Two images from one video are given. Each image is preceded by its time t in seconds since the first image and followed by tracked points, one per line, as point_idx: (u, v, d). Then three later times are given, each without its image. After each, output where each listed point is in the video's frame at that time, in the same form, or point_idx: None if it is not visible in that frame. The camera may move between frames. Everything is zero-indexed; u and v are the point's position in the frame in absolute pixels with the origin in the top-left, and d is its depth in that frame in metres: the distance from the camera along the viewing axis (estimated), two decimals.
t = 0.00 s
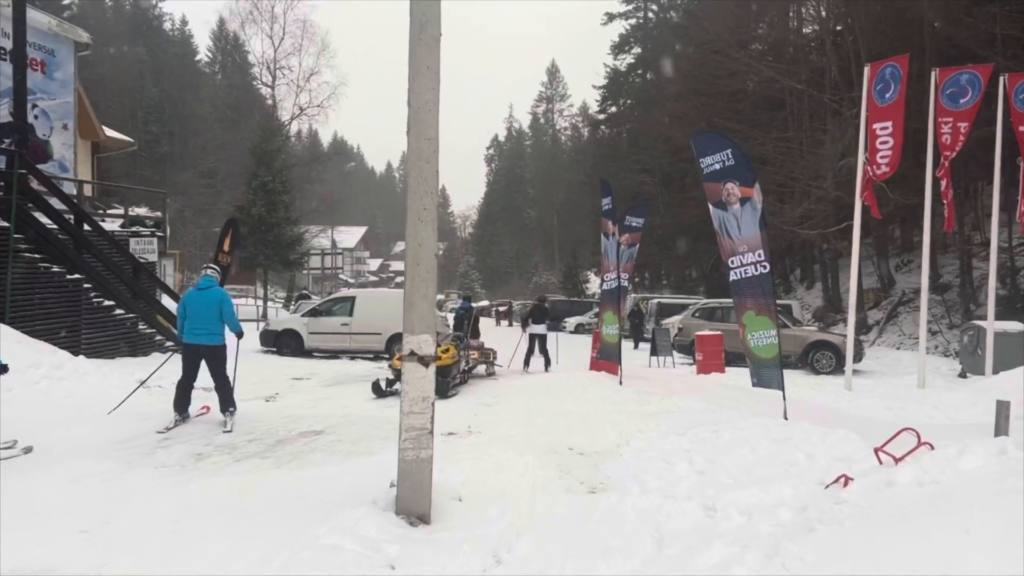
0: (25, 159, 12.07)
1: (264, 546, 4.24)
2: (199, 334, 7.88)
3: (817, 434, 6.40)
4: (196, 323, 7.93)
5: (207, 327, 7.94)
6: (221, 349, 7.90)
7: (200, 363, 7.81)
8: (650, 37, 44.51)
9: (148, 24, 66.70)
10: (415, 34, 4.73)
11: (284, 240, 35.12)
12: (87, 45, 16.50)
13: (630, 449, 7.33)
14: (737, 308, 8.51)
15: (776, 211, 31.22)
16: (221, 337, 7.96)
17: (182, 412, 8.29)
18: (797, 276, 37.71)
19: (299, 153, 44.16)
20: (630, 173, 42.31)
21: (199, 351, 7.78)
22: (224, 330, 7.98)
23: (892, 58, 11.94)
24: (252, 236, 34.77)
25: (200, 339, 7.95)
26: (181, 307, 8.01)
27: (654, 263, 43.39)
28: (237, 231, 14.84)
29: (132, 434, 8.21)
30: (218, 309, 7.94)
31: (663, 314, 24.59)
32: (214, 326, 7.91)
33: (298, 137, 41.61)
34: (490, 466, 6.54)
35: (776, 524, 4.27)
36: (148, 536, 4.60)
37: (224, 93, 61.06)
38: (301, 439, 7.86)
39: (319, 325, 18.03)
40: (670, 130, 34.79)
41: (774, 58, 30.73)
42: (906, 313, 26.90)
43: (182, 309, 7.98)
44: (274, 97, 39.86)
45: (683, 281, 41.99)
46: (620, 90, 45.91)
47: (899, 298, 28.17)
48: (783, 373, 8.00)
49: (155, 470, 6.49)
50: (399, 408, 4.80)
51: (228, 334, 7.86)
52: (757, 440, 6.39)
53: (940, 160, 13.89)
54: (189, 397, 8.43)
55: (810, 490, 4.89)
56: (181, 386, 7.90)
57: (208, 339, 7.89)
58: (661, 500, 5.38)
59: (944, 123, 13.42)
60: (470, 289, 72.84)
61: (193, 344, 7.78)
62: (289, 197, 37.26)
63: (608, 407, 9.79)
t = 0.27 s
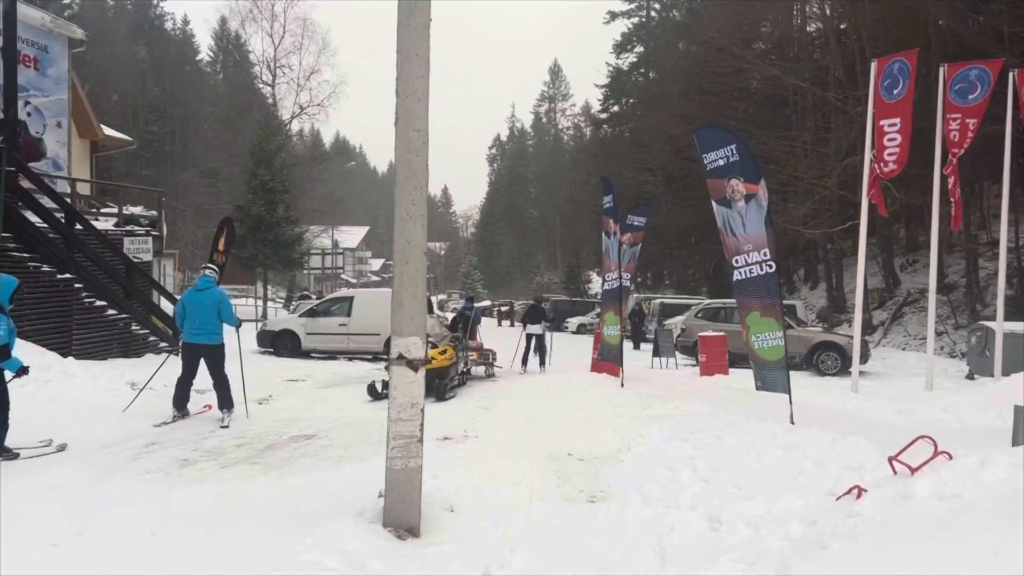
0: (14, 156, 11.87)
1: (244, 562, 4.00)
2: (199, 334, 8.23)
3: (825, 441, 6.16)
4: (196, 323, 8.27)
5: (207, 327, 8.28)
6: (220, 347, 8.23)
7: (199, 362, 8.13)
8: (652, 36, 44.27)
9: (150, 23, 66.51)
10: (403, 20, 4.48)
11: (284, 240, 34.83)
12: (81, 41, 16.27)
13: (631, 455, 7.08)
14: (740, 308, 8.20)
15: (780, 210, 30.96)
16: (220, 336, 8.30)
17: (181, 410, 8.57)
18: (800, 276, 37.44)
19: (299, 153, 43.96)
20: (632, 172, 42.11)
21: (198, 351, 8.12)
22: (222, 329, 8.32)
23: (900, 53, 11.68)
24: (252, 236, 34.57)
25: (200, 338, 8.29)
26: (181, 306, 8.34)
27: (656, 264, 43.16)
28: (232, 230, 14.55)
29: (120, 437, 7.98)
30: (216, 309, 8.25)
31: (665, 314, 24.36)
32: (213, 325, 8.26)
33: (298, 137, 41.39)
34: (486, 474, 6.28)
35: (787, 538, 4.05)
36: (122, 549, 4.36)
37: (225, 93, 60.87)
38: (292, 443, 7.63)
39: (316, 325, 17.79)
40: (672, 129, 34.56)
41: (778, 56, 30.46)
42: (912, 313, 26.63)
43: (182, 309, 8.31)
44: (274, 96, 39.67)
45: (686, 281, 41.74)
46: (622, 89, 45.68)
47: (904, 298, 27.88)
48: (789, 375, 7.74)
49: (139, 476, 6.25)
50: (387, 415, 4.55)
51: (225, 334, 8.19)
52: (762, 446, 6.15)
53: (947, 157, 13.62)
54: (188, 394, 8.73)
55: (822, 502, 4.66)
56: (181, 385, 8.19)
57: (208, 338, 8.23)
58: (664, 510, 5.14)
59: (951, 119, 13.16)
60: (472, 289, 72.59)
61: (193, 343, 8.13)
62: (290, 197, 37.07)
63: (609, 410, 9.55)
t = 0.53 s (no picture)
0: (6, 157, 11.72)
1: None
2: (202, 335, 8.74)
3: (834, 449, 5.94)
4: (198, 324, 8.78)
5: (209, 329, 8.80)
6: (220, 349, 8.73)
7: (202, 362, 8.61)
8: (655, 36, 44.01)
9: (152, 23, 66.31)
10: (390, 11, 4.26)
11: (285, 240, 34.63)
12: (76, 40, 16.07)
13: (631, 463, 6.88)
14: (744, 312, 7.92)
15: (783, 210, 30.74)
16: (220, 337, 8.83)
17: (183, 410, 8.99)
18: (804, 277, 37.19)
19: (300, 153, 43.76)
20: (635, 172, 41.85)
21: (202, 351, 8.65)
22: (223, 331, 8.85)
23: (908, 50, 11.45)
24: (252, 237, 34.37)
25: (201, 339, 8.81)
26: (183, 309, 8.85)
27: (659, 264, 42.93)
28: (228, 230, 14.33)
29: (108, 442, 7.79)
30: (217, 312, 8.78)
31: (668, 316, 24.14)
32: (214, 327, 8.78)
33: (299, 137, 41.16)
34: (482, 484, 6.07)
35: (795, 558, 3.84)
36: (97, 566, 4.16)
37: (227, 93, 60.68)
38: (284, 450, 7.43)
39: (314, 327, 17.61)
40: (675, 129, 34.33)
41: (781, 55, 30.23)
42: (917, 314, 26.39)
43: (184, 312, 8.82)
44: (275, 96, 39.46)
45: (689, 282, 41.52)
46: (624, 89, 45.42)
47: (908, 299, 27.65)
48: (795, 380, 7.47)
49: (125, 486, 6.06)
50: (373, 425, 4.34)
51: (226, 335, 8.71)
52: (768, 455, 5.95)
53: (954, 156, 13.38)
54: (191, 395, 9.18)
55: (831, 517, 4.45)
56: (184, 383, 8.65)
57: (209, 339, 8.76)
58: (665, 523, 4.93)
59: (959, 118, 12.92)
60: (474, 289, 72.38)
61: (196, 344, 8.65)
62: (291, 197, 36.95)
63: (610, 415, 9.33)
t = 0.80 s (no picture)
0: None
1: None
2: (207, 332, 9.21)
3: (847, 456, 5.69)
4: (202, 323, 9.26)
5: (213, 326, 9.28)
6: (225, 345, 9.21)
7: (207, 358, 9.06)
8: (658, 34, 43.74)
9: (153, 22, 66.10)
10: None
11: (286, 240, 34.42)
12: (72, 36, 15.87)
13: (636, 468, 6.65)
14: (750, 312, 7.64)
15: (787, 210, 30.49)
16: (224, 334, 9.31)
17: (191, 404, 9.38)
18: (808, 277, 36.93)
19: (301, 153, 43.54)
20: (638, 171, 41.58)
21: (207, 348, 9.14)
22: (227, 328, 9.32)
23: (918, 44, 11.21)
24: (253, 236, 34.15)
25: (206, 336, 9.29)
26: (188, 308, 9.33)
27: (662, 264, 42.69)
28: (225, 229, 14.09)
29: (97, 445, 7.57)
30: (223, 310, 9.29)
31: (671, 316, 23.91)
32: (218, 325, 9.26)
33: (300, 136, 40.94)
34: (480, 491, 5.84)
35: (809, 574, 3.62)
36: None
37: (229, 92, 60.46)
38: (278, 454, 7.21)
39: (314, 327, 17.40)
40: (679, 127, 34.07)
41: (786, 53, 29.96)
42: (923, 315, 26.14)
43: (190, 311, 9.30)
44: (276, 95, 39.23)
45: (692, 282, 41.25)
46: (628, 88, 45.15)
47: (914, 299, 27.39)
48: (804, 382, 7.18)
49: (110, 492, 5.85)
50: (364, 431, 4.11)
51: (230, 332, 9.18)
52: (777, 461, 5.72)
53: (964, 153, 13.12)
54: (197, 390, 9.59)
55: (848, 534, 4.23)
56: (191, 378, 9.10)
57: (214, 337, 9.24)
58: (672, 534, 4.70)
59: (969, 114, 12.67)
60: (477, 289, 72.09)
61: (202, 341, 9.14)
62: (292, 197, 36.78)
63: (613, 417, 9.09)
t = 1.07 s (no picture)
0: None
1: None
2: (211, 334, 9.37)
3: (859, 466, 5.47)
4: (207, 325, 9.41)
5: (217, 328, 9.42)
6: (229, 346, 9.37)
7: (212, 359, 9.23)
8: (661, 34, 43.49)
9: (155, 22, 65.92)
10: None
11: (286, 241, 34.21)
12: (68, 34, 15.67)
13: (638, 478, 6.43)
14: (755, 316, 7.40)
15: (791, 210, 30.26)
16: (228, 335, 9.46)
17: (198, 404, 9.61)
18: (812, 278, 36.69)
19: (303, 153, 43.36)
20: (641, 172, 41.32)
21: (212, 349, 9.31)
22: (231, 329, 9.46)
23: (927, 42, 11.02)
24: (253, 237, 33.96)
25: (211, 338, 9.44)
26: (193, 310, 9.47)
27: (665, 265, 42.46)
28: (221, 230, 13.86)
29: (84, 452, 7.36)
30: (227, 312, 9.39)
31: (674, 317, 23.69)
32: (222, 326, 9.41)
33: (301, 137, 40.74)
34: (476, 501, 5.64)
35: None
36: None
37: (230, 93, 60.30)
38: (270, 462, 7.00)
39: (313, 329, 17.21)
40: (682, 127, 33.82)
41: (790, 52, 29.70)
42: (928, 316, 25.89)
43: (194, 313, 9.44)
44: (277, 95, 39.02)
45: (695, 283, 41.01)
46: (630, 88, 44.90)
47: (919, 300, 27.15)
48: (812, 388, 6.93)
49: (93, 503, 5.64)
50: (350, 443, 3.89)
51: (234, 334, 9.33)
52: (785, 471, 5.50)
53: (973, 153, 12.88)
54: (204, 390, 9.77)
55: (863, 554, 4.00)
56: (198, 379, 9.28)
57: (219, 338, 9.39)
58: (675, 550, 4.48)
59: (978, 112, 12.44)
60: (479, 289, 71.89)
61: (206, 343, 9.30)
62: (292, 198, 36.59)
63: (615, 422, 8.88)
